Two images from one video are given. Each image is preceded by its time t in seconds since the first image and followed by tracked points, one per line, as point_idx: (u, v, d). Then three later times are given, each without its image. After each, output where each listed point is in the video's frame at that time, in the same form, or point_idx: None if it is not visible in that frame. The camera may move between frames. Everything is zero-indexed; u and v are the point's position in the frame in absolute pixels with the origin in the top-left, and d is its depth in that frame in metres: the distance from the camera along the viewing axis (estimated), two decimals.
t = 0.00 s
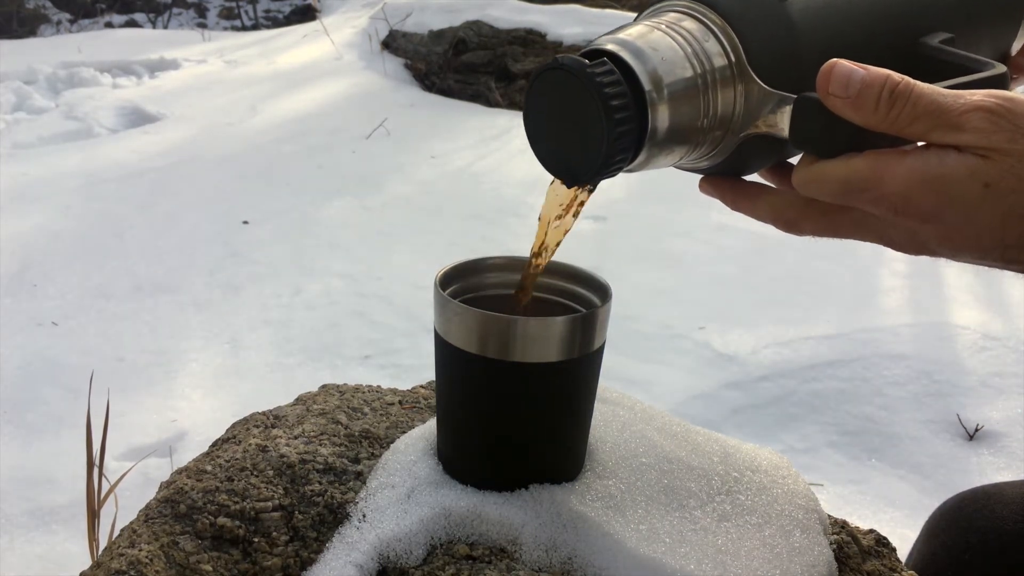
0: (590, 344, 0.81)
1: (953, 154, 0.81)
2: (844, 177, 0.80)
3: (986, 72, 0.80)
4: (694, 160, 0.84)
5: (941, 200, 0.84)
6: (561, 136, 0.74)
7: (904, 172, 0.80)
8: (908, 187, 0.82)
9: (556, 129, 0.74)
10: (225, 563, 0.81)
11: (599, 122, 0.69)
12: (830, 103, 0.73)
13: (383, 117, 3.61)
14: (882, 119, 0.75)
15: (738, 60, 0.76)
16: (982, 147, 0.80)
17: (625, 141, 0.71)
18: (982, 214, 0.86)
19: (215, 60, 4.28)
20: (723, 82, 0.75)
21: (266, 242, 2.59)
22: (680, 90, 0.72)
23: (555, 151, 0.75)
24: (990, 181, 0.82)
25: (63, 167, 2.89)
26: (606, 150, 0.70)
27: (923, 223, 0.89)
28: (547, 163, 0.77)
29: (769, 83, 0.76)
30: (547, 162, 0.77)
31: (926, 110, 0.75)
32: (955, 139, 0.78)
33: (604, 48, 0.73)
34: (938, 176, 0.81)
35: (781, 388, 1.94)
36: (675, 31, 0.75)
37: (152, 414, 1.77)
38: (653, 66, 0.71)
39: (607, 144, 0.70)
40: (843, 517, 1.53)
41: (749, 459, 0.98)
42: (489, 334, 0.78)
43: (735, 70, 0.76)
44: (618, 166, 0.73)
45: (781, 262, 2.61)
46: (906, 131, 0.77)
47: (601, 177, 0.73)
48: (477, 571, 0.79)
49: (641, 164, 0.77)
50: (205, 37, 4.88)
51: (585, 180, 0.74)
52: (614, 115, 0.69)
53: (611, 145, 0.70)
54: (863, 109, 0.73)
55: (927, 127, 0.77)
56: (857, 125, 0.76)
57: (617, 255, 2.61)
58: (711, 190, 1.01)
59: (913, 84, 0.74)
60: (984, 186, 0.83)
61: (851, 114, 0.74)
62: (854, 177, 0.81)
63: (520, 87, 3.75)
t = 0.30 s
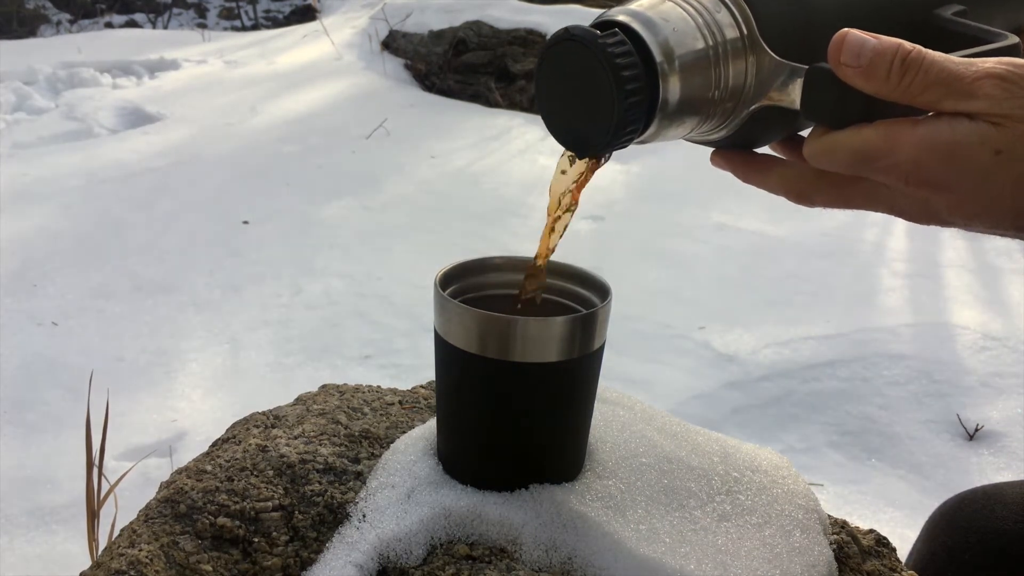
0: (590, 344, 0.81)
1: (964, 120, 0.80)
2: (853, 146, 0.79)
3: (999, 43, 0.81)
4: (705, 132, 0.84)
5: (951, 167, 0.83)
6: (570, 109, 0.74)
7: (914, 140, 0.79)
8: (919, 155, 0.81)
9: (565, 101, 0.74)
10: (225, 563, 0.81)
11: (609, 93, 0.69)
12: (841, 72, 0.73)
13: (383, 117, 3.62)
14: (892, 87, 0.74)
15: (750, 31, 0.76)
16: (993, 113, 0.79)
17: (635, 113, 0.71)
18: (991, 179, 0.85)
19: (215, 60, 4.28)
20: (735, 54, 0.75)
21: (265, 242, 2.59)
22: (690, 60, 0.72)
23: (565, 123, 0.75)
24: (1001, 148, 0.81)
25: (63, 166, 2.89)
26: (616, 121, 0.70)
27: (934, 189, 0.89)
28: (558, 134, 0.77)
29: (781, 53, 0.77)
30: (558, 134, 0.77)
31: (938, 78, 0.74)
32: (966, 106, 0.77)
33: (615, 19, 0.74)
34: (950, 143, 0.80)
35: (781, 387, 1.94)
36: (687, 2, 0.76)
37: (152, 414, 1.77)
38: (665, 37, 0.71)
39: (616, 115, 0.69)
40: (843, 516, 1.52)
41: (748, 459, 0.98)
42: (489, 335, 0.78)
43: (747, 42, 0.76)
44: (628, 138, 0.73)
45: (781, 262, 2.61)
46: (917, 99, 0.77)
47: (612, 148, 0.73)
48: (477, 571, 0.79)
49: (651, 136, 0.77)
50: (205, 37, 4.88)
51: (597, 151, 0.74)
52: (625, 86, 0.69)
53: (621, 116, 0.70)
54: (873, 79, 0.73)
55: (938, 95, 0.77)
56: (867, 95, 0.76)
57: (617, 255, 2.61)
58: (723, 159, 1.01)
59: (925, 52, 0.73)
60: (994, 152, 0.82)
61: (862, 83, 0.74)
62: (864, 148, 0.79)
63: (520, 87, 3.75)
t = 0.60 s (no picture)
0: (591, 343, 0.81)
1: (982, 80, 0.76)
2: (869, 108, 0.79)
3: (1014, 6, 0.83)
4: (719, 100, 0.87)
5: (966, 128, 0.81)
6: (580, 74, 0.73)
7: (929, 101, 0.77)
8: (935, 118, 0.79)
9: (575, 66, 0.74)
10: (225, 563, 0.81)
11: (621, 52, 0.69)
12: (857, 33, 0.73)
13: (383, 117, 3.61)
14: (908, 47, 0.73)
15: None
16: (1012, 71, 0.75)
17: (647, 73, 0.70)
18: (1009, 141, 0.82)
19: (215, 60, 4.29)
20: (748, 18, 0.77)
21: (265, 242, 2.59)
22: (701, 24, 0.73)
23: (575, 88, 0.74)
24: (1019, 105, 0.78)
25: (63, 166, 2.89)
26: (629, 81, 0.70)
27: (951, 149, 0.86)
28: (568, 101, 0.77)
29: (795, 17, 0.79)
30: (568, 101, 0.77)
31: (954, 37, 0.73)
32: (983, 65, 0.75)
33: None
34: (965, 104, 0.77)
35: (781, 387, 1.94)
36: None
37: (152, 414, 1.77)
38: None
39: (629, 76, 0.69)
40: (843, 517, 1.52)
41: (748, 459, 0.98)
42: (489, 335, 0.78)
43: (760, 7, 0.78)
44: (639, 101, 0.72)
45: (781, 262, 2.61)
46: (935, 60, 0.75)
47: (623, 111, 0.73)
48: (477, 571, 0.79)
49: (660, 101, 0.76)
50: (205, 37, 4.88)
51: (608, 115, 0.74)
52: (637, 46, 0.69)
53: (634, 76, 0.69)
54: (890, 38, 0.72)
55: (955, 55, 0.74)
56: (884, 55, 0.76)
57: (617, 255, 2.61)
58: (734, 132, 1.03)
59: (942, 9, 0.72)
60: (1012, 110, 0.78)
61: (879, 44, 0.73)
62: (879, 109, 0.79)
63: (520, 87, 3.75)
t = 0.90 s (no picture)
0: (590, 344, 0.81)
1: (995, 49, 0.74)
2: (882, 79, 0.80)
3: None
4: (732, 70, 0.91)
5: (980, 100, 0.80)
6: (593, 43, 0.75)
7: (941, 70, 0.77)
8: (947, 88, 0.79)
9: (587, 37, 0.76)
10: (225, 563, 0.80)
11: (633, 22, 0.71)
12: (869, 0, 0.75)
13: (383, 117, 3.61)
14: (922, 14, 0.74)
15: None
16: None
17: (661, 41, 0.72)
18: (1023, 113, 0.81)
19: (215, 60, 4.29)
20: None
21: (265, 242, 2.59)
22: None
23: (587, 59, 0.77)
24: None
25: (63, 166, 2.89)
26: (640, 50, 0.72)
27: (964, 121, 0.86)
28: (581, 72, 0.79)
29: None
30: (581, 73, 0.80)
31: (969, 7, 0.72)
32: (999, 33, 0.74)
33: None
34: (976, 76, 0.76)
35: (781, 387, 1.94)
36: None
37: (152, 414, 1.77)
38: None
39: (642, 43, 0.71)
40: (843, 516, 1.52)
41: (748, 459, 0.98)
42: (490, 335, 0.78)
43: None
44: (652, 69, 0.74)
45: (781, 262, 2.61)
46: (948, 28, 0.75)
47: (635, 80, 0.75)
48: (477, 571, 0.79)
49: (673, 70, 0.79)
50: (205, 37, 4.88)
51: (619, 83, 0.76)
52: (649, 14, 0.71)
53: (646, 44, 0.71)
54: (900, 7, 0.74)
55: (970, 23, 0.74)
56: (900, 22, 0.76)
57: (617, 255, 2.61)
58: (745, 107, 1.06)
59: None
60: None
61: (891, 11, 0.75)
62: (889, 79, 0.80)
63: (520, 87, 3.76)
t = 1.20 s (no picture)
0: (590, 343, 0.81)
1: (1002, 37, 0.67)
2: (886, 66, 0.73)
3: None
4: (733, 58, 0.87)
5: (990, 89, 0.72)
6: (594, 32, 0.74)
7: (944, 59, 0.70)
8: (954, 76, 0.71)
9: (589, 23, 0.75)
10: (225, 563, 0.81)
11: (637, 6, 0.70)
12: None
13: (383, 117, 3.62)
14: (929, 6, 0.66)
15: None
16: None
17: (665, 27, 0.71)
18: None
19: (215, 60, 4.29)
20: None
21: (265, 242, 2.59)
22: None
23: (589, 47, 0.75)
24: None
25: (63, 166, 2.89)
26: (644, 36, 0.71)
27: (974, 111, 0.78)
28: (581, 59, 0.78)
29: None
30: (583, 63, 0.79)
31: None
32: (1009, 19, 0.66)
33: None
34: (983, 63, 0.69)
35: (781, 387, 1.94)
36: None
37: (152, 414, 1.77)
38: None
39: (645, 31, 0.70)
40: (843, 517, 1.52)
41: (747, 459, 0.98)
42: (489, 334, 0.78)
43: None
44: (655, 57, 0.73)
45: (781, 261, 2.62)
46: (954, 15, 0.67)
47: (637, 68, 0.74)
48: (477, 572, 0.79)
49: (676, 58, 0.78)
50: (205, 37, 4.88)
51: (622, 72, 0.75)
52: None
53: (649, 30, 0.70)
54: None
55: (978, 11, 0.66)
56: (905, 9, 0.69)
57: (617, 255, 2.61)
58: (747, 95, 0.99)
59: None
60: None
61: None
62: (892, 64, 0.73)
63: (520, 87, 3.76)
